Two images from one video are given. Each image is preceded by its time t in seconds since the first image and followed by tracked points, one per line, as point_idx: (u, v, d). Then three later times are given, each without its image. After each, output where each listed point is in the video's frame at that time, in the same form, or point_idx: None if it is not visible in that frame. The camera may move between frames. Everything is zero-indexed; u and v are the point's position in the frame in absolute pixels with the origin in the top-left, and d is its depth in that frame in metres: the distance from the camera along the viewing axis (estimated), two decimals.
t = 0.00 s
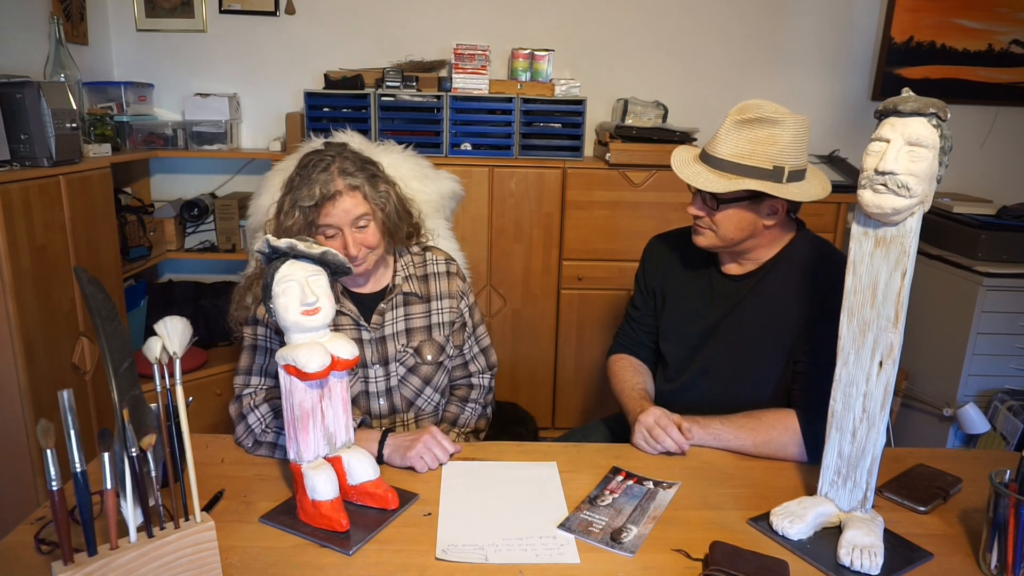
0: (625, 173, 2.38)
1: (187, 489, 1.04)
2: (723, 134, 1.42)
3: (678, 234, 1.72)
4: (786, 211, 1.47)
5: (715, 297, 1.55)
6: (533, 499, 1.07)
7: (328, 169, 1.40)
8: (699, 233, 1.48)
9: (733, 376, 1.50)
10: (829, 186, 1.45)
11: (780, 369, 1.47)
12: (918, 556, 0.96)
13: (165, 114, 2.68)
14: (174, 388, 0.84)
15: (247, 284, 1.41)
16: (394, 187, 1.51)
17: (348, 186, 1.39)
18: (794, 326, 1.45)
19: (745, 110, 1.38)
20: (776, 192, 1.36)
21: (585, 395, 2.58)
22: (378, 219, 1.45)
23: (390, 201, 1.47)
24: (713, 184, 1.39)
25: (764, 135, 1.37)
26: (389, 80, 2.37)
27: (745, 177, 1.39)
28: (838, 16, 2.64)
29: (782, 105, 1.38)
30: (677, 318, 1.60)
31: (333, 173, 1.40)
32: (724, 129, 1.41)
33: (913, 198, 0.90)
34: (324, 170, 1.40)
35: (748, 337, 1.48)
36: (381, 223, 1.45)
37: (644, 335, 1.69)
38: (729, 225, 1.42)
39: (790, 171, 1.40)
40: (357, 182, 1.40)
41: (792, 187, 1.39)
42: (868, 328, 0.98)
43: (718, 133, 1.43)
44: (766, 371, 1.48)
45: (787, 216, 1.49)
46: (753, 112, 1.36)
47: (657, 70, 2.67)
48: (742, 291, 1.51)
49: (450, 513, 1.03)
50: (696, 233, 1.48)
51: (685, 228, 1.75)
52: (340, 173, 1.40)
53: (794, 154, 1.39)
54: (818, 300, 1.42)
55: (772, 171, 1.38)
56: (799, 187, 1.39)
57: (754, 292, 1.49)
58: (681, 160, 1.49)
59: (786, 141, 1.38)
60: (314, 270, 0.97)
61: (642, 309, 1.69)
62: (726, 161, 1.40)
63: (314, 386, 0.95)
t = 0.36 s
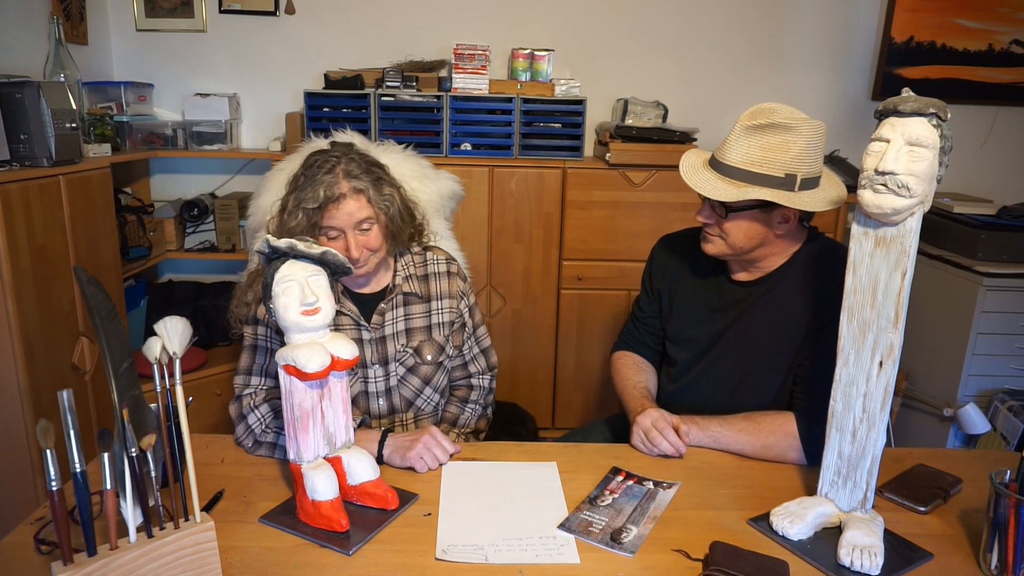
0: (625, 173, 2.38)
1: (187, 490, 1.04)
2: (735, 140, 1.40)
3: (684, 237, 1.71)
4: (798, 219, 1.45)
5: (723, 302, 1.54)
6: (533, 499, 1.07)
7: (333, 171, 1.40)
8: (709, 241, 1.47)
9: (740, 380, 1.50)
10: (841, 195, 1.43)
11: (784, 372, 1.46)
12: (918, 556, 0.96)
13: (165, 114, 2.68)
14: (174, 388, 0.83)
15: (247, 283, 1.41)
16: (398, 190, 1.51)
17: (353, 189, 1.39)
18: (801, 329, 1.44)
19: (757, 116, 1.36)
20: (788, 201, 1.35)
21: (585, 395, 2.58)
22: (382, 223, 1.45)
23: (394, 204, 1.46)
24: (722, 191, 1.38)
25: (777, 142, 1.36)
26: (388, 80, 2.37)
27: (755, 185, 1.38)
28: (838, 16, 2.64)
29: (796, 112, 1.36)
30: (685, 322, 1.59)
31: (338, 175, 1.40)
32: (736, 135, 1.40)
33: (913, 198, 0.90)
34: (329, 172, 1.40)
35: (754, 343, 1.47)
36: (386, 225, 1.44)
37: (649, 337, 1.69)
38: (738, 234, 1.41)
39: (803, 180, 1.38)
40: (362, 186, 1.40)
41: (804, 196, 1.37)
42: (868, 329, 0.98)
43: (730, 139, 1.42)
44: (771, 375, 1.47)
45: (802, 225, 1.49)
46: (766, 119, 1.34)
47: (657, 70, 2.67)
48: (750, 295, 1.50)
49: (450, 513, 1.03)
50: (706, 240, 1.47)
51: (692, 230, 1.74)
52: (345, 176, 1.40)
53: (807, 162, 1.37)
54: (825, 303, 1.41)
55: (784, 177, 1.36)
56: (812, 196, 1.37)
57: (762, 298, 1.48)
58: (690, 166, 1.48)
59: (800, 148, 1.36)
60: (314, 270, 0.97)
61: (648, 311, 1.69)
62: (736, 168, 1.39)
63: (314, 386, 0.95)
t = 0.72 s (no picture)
0: (625, 173, 2.38)
1: (187, 490, 1.04)
2: (734, 140, 1.40)
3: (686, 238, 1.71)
4: (797, 218, 1.45)
5: (725, 302, 1.54)
6: (533, 499, 1.07)
7: (344, 171, 1.40)
8: (711, 241, 1.46)
9: (741, 381, 1.50)
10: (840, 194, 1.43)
11: (785, 372, 1.46)
12: (918, 556, 0.96)
13: (165, 114, 2.68)
14: (174, 388, 0.83)
15: (247, 286, 1.41)
16: (404, 188, 1.52)
17: (365, 186, 1.40)
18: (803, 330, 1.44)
19: (756, 116, 1.36)
20: (786, 200, 1.35)
21: (585, 395, 2.58)
22: (389, 219, 1.46)
23: (401, 200, 1.50)
24: (721, 191, 1.38)
25: (775, 141, 1.36)
26: (388, 80, 2.37)
27: (754, 184, 1.38)
28: (838, 16, 2.64)
29: (795, 111, 1.36)
30: (687, 323, 1.59)
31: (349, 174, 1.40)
32: (734, 135, 1.40)
33: (913, 198, 0.90)
34: (340, 171, 1.40)
35: (755, 342, 1.47)
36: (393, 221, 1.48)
37: (651, 337, 1.69)
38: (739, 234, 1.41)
39: (802, 180, 1.38)
40: (373, 182, 1.41)
41: (803, 196, 1.37)
42: (868, 329, 0.98)
43: (729, 138, 1.42)
44: (772, 375, 1.47)
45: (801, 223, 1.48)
46: (765, 119, 1.34)
47: (657, 69, 2.67)
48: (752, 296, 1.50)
49: (450, 513, 1.03)
50: (707, 241, 1.47)
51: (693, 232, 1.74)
52: (358, 174, 1.41)
53: (806, 161, 1.37)
54: (826, 304, 1.41)
55: (783, 177, 1.36)
56: (811, 196, 1.38)
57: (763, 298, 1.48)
58: (689, 166, 1.49)
59: (799, 148, 1.36)
60: (314, 270, 0.97)
61: (650, 311, 1.69)
62: (735, 167, 1.39)
63: (314, 386, 0.95)
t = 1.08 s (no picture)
0: (625, 173, 2.38)
1: (187, 490, 1.04)
2: (734, 141, 1.40)
3: (688, 240, 1.72)
4: (799, 219, 1.45)
5: (726, 303, 1.55)
6: (533, 499, 1.07)
7: (352, 158, 1.42)
8: (711, 242, 1.46)
9: (741, 382, 1.50)
10: (841, 195, 1.43)
11: (785, 372, 1.46)
12: (918, 556, 0.96)
13: (165, 114, 2.68)
14: (174, 388, 0.83)
15: (246, 286, 1.42)
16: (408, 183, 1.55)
17: (372, 173, 1.42)
18: (803, 330, 1.44)
19: (757, 117, 1.37)
20: (788, 202, 1.35)
21: (585, 395, 2.58)
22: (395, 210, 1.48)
23: (406, 195, 1.52)
24: (721, 193, 1.38)
25: (776, 143, 1.36)
26: (388, 80, 2.37)
27: (755, 186, 1.38)
28: (839, 16, 2.64)
29: (796, 113, 1.36)
30: (690, 324, 1.59)
31: (358, 161, 1.42)
32: (735, 136, 1.40)
33: (913, 198, 0.90)
34: (347, 159, 1.42)
35: (755, 342, 1.47)
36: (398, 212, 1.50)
37: (652, 338, 1.69)
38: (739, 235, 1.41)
39: (803, 181, 1.38)
40: (382, 170, 1.43)
41: (804, 197, 1.37)
42: (868, 329, 0.98)
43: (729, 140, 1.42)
44: (772, 375, 1.47)
45: (802, 224, 1.49)
46: (765, 120, 1.35)
47: (657, 69, 2.67)
48: (753, 298, 1.50)
49: (450, 513, 1.03)
50: (708, 242, 1.47)
51: (694, 233, 1.74)
52: (366, 161, 1.43)
53: (807, 163, 1.37)
54: (827, 305, 1.41)
55: (783, 178, 1.36)
56: (811, 197, 1.37)
57: (763, 300, 1.48)
58: (690, 168, 1.49)
59: (799, 150, 1.36)
60: (314, 270, 0.97)
61: (651, 312, 1.69)
62: (736, 169, 1.39)
63: (314, 386, 0.95)
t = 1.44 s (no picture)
0: (625, 173, 2.38)
1: (187, 490, 1.04)
2: (735, 141, 1.40)
3: (689, 240, 1.71)
4: (799, 219, 1.45)
5: (727, 304, 1.54)
6: (533, 499, 1.07)
7: (360, 160, 1.42)
8: (712, 242, 1.46)
9: (742, 382, 1.50)
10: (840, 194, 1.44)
11: (786, 372, 1.46)
12: (918, 556, 0.96)
13: (165, 114, 2.68)
14: (174, 388, 0.83)
15: (252, 283, 1.41)
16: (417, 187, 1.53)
17: (377, 178, 1.41)
18: (804, 330, 1.44)
19: (757, 117, 1.36)
20: (788, 202, 1.35)
21: (585, 395, 2.58)
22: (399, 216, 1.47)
23: (413, 199, 1.50)
24: (723, 193, 1.38)
25: (777, 143, 1.36)
26: (388, 80, 2.37)
27: (756, 186, 1.38)
28: (839, 16, 2.64)
29: (797, 113, 1.36)
30: (690, 325, 1.59)
31: (364, 165, 1.42)
32: (736, 136, 1.39)
33: (913, 198, 0.90)
34: (355, 161, 1.42)
35: (756, 342, 1.47)
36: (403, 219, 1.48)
37: (653, 338, 1.69)
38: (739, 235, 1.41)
39: (803, 181, 1.38)
40: (388, 176, 1.43)
41: (805, 197, 1.37)
42: (868, 329, 0.98)
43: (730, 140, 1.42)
44: (773, 375, 1.47)
45: (803, 225, 1.48)
46: (766, 120, 1.34)
47: (657, 69, 2.67)
48: (753, 297, 1.50)
49: (450, 513, 1.03)
50: (708, 242, 1.47)
51: (694, 234, 1.73)
52: (373, 166, 1.42)
53: (807, 163, 1.37)
54: (827, 305, 1.41)
55: (784, 178, 1.36)
56: (812, 197, 1.38)
57: (763, 299, 1.48)
58: (691, 168, 1.49)
59: (800, 150, 1.36)
60: (314, 270, 0.97)
61: (651, 313, 1.69)
62: (737, 169, 1.39)
63: (314, 386, 0.95)
